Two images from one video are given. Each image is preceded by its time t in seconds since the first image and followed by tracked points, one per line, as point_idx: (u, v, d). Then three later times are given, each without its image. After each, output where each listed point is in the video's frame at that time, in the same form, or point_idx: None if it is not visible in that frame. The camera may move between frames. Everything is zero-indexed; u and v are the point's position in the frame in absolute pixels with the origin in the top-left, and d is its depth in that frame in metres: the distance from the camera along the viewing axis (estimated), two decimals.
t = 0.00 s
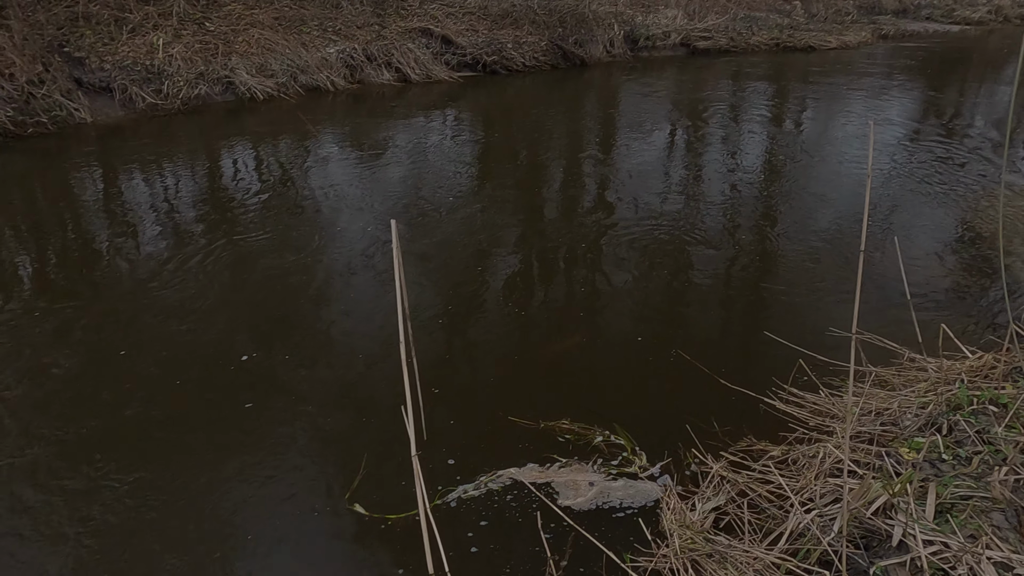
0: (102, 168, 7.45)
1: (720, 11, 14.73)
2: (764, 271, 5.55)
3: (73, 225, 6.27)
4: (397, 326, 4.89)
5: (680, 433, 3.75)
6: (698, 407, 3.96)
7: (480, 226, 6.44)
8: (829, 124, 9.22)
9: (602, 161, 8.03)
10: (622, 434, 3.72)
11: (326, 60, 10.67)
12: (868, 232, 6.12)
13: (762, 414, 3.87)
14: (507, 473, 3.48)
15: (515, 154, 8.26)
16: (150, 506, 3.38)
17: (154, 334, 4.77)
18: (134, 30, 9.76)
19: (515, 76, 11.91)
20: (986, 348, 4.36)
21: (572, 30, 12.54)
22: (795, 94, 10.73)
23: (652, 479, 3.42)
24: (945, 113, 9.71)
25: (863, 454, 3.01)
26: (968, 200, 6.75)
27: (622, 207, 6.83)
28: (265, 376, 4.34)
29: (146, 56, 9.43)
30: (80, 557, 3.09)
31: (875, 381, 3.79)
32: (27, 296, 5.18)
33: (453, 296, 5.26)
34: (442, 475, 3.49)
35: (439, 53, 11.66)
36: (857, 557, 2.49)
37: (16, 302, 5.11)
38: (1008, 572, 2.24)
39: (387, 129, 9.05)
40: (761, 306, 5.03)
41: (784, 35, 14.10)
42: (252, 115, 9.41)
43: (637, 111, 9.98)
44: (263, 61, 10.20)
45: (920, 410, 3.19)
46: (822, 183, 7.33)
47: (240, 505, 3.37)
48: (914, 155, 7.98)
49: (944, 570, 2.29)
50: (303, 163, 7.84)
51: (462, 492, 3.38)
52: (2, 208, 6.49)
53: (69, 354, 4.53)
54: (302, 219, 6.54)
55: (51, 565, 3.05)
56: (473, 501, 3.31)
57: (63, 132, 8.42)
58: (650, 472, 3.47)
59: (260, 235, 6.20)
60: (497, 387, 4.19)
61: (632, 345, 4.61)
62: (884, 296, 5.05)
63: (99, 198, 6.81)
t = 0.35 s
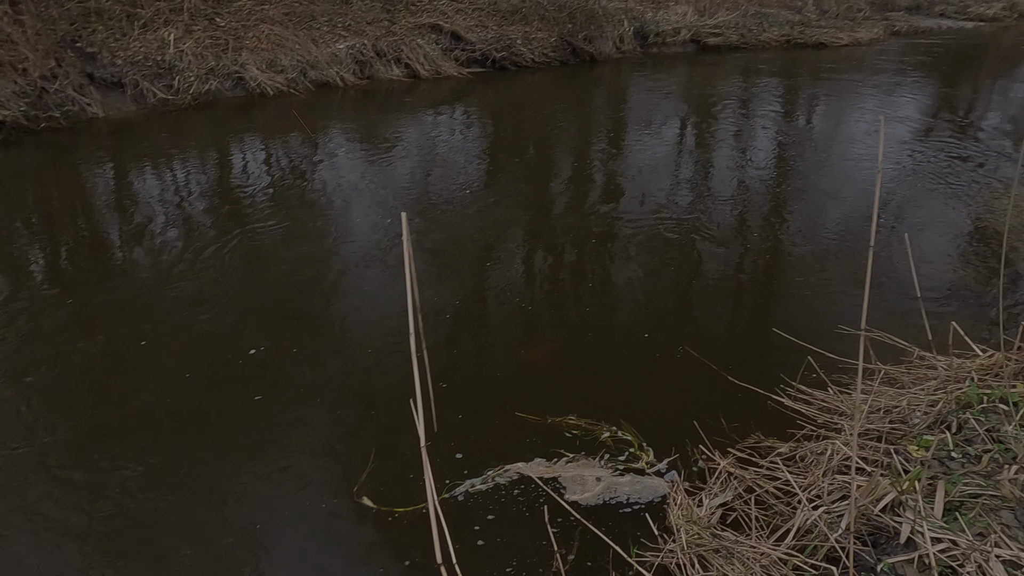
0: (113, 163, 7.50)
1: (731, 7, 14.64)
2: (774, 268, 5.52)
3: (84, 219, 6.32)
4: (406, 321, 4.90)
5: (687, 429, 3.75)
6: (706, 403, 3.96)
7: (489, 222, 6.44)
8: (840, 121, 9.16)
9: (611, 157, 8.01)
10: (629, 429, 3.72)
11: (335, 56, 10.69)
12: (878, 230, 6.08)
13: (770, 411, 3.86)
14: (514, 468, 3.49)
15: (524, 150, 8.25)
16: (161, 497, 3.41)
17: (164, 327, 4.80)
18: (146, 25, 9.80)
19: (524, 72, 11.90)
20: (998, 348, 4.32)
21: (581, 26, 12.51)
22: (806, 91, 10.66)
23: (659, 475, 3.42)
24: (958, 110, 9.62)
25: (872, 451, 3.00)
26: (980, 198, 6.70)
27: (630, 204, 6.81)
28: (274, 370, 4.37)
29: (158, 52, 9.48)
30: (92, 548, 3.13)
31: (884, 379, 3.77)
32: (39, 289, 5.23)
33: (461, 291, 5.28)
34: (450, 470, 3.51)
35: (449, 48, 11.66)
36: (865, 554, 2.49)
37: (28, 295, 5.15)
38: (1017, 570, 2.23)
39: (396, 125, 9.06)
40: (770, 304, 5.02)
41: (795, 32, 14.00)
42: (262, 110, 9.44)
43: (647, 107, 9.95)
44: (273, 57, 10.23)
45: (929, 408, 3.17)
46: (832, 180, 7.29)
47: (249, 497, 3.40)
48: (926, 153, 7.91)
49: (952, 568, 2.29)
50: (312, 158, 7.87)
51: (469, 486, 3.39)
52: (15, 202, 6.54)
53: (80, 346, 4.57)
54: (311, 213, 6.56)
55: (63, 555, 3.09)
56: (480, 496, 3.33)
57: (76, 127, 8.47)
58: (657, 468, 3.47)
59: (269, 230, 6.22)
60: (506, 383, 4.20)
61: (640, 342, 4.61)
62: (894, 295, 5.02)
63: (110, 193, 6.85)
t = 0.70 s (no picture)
0: (125, 158, 7.56)
1: (741, 4, 14.57)
2: (782, 266, 5.51)
3: (96, 213, 6.38)
4: (414, 317, 4.92)
5: (695, 426, 3.76)
6: (714, 401, 3.97)
7: (497, 219, 6.45)
8: (851, 119, 9.11)
9: (620, 154, 8.00)
10: (636, 426, 3.73)
11: (345, 52, 10.72)
12: (889, 229, 6.04)
13: (778, 409, 3.86)
14: (521, 463, 3.51)
15: (533, 146, 8.26)
16: (172, 488, 3.45)
17: (174, 321, 4.84)
18: (157, 22, 9.87)
19: (534, 69, 11.90)
20: (1008, 347, 4.30)
21: (591, 23, 12.49)
22: (817, 88, 10.60)
23: (666, 472, 3.43)
24: (971, 108, 9.54)
25: (880, 449, 3.00)
26: (992, 197, 6.65)
27: (639, 201, 6.81)
28: (283, 364, 4.41)
29: (169, 48, 9.54)
30: (105, 537, 3.18)
31: (893, 377, 3.76)
32: (52, 282, 5.28)
33: (469, 288, 5.29)
34: (457, 465, 3.53)
35: (458, 45, 11.66)
36: (872, 551, 2.50)
37: (40, 288, 5.20)
38: None
39: (405, 122, 9.08)
40: (778, 301, 5.01)
41: (806, 29, 13.92)
42: (272, 106, 9.49)
43: (656, 104, 9.93)
44: (283, 53, 10.27)
45: (938, 407, 3.16)
46: (842, 178, 7.26)
47: (257, 489, 3.44)
48: (938, 151, 7.86)
49: (960, 566, 2.29)
50: (321, 154, 7.91)
51: (477, 481, 3.41)
52: (28, 196, 6.61)
53: (92, 339, 4.62)
54: (320, 209, 6.59)
55: (76, 545, 3.14)
56: (488, 490, 3.34)
57: (88, 122, 8.54)
58: (664, 465, 3.47)
59: (278, 226, 6.26)
60: (513, 380, 4.21)
61: (647, 339, 4.61)
62: (904, 294, 5.00)
63: (122, 188, 6.91)
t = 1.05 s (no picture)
0: (138, 154, 7.62)
1: (754, 1, 14.49)
2: (793, 265, 5.49)
3: (109, 209, 6.44)
4: (424, 313, 4.95)
5: (703, 424, 3.77)
6: (722, 398, 3.97)
7: (507, 216, 6.46)
8: (864, 117, 9.05)
9: (630, 152, 7.99)
10: (644, 424, 3.73)
11: (356, 49, 10.75)
12: (901, 228, 6.00)
13: (787, 408, 3.85)
14: (529, 460, 3.53)
15: (543, 144, 8.26)
16: (183, 479, 3.50)
17: (186, 315, 4.89)
18: (170, 18, 9.94)
19: (544, 66, 11.90)
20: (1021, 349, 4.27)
21: (602, 20, 12.46)
22: (829, 86, 10.54)
23: (673, 469, 3.44)
24: (986, 107, 9.46)
25: (889, 449, 2.99)
26: (1007, 197, 6.59)
27: (649, 199, 6.80)
28: (293, 359, 4.44)
29: (182, 45, 9.60)
30: (118, 528, 3.23)
31: (903, 377, 3.74)
32: (66, 276, 5.35)
33: (478, 284, 5.31)
34: (466, 460, 3.55)
35: (469, 42, 11.67)
36: (880, 550, 2.50)
37: (54, 282, 5.26)
38: None
39: (416, 118, 9.11)
40: (788, 300, 5.00)
41: (819, 27, 13.82)
42: (284, 103, 9.54)
43: (666, 102, 9.91)
44: (295, 50, 10.31)
45: (948, 407, 3.15)
46: (854, 177, 7.22)
47: (267, 483, 3.47)
48: (952, 150, 7.79)
49: (968, 565, 2.29)
50: (332, 151, 7.95)
51: (485, 476, 3.43)
52: (43, 191, 6.69)
53: (105, 333, 4.67)
54: (330, 205, 6.62)
55: (90, 535, 3.19)
56: (496, 486, 3.36)
57: (102, 118, 8.62)
58: (671, 462, 3.48)
59: (289, 221, 6.30)
60: (521, 377, 4.23)
61: (656, 337, 4.61)
62: (916, 294, 4.97)
63: (134, 183, 6.97)
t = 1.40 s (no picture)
0: (152, 149, 7.69)
1: None
2: (804, 264, 5.47)
3: (123, 203, 6.50)
4: (434, 310, 4.97)
5: (712, 422, 3.76)
6: (732, 397, 3.97)
7: (517, 213, 6.47)
8: (878, 115, 8.98)
9: (641, 149, 7.98)
10: (653, 422, 3.74)
11: (369, 46, 10.78)
12: (914, 228, 5.96)
13: (796, 407, 3.84)
14: (538, 456, 3.54)
15: (554, 141, 8.26)
16: (194, 471, 3.53)
17: (198, 309, 4.93)
18: (185, 15, 10.01)
19: (555, 64, 11.89)
20: None
21: (614, 17, 12.42)
22: (843, 84, 10.46)
23: (682, 467, 3.44)
24: (1002, 105, 9.36)
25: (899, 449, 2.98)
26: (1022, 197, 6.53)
27: (660, 197, 6.78)
28: (304, 353, 4.47)
29: (196, 41, 9.67)
30: (130, 518, 3.26)
31: (915, 377, 3.72)
32: (81, 270, 5.40)
33: (488, 281, 5.32)
34: (475, 456, 3.56)
35: (481, 39, 11.67)
36: (889, 550, 2.49)
37: (68, 275, 5.32)
38: None
39: (427, 115, 9.13)
40: (799, 299, 4.98)
41: (833, 24, 13.72)
42: (296, 99, 9.59)
43: (678, 99, 9.88)
44: (307, 47, 10.36)
45: (960, 407, 3.13)
46: (867, 175, 7.17)
47: (277, 475, 3.50)
48: (968, 149, 7.72)
49: (978, 566, 2.28)
50: (344, 147, 7.99)
51: (493, 472, 3.44)
52: (58, 185, 6.76)
53: (118, 326, 4.72)
54: (342, 201, 6.66)
55: (103, 525, 3.23)
56: (504, 482, 3.38)
57: (116, 114, 8.69)
58: (680, 460, 3.48)
59: (301, 217, 6.33)
60: (531, 374, 4.24)
61: (666, 336, 4.60)
62: (929, 294, 4.94)
63: (148, 178, 7.03)
